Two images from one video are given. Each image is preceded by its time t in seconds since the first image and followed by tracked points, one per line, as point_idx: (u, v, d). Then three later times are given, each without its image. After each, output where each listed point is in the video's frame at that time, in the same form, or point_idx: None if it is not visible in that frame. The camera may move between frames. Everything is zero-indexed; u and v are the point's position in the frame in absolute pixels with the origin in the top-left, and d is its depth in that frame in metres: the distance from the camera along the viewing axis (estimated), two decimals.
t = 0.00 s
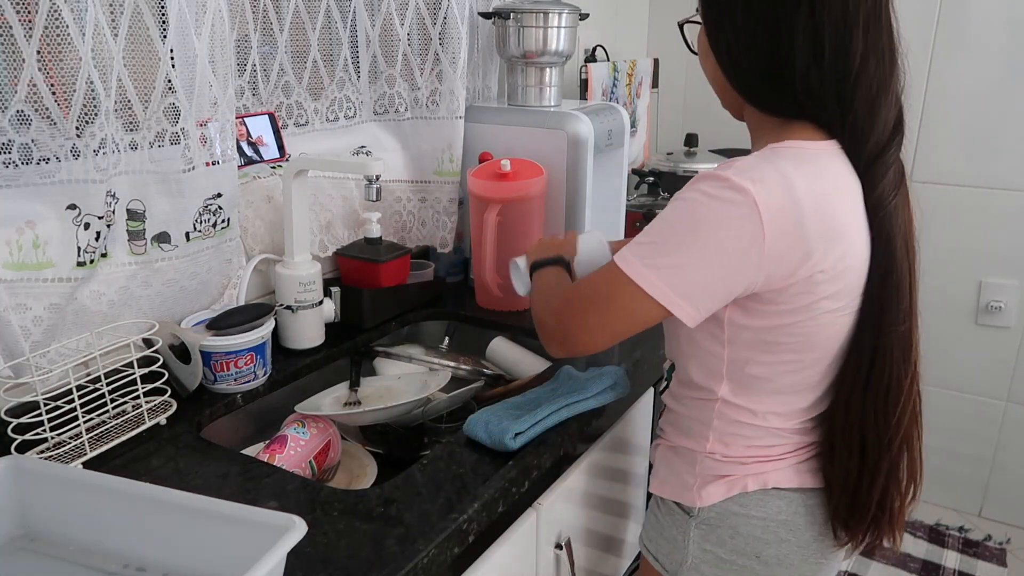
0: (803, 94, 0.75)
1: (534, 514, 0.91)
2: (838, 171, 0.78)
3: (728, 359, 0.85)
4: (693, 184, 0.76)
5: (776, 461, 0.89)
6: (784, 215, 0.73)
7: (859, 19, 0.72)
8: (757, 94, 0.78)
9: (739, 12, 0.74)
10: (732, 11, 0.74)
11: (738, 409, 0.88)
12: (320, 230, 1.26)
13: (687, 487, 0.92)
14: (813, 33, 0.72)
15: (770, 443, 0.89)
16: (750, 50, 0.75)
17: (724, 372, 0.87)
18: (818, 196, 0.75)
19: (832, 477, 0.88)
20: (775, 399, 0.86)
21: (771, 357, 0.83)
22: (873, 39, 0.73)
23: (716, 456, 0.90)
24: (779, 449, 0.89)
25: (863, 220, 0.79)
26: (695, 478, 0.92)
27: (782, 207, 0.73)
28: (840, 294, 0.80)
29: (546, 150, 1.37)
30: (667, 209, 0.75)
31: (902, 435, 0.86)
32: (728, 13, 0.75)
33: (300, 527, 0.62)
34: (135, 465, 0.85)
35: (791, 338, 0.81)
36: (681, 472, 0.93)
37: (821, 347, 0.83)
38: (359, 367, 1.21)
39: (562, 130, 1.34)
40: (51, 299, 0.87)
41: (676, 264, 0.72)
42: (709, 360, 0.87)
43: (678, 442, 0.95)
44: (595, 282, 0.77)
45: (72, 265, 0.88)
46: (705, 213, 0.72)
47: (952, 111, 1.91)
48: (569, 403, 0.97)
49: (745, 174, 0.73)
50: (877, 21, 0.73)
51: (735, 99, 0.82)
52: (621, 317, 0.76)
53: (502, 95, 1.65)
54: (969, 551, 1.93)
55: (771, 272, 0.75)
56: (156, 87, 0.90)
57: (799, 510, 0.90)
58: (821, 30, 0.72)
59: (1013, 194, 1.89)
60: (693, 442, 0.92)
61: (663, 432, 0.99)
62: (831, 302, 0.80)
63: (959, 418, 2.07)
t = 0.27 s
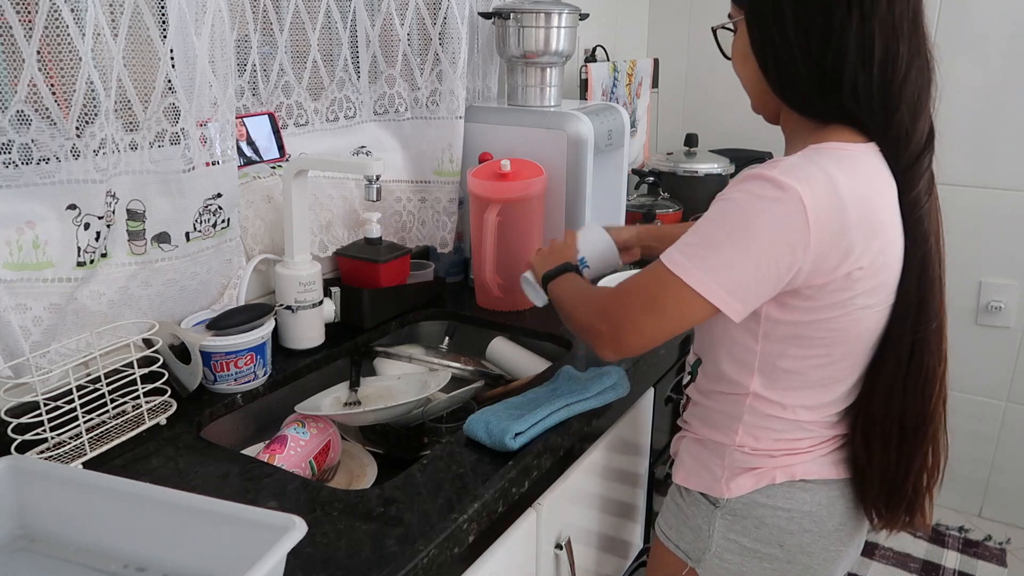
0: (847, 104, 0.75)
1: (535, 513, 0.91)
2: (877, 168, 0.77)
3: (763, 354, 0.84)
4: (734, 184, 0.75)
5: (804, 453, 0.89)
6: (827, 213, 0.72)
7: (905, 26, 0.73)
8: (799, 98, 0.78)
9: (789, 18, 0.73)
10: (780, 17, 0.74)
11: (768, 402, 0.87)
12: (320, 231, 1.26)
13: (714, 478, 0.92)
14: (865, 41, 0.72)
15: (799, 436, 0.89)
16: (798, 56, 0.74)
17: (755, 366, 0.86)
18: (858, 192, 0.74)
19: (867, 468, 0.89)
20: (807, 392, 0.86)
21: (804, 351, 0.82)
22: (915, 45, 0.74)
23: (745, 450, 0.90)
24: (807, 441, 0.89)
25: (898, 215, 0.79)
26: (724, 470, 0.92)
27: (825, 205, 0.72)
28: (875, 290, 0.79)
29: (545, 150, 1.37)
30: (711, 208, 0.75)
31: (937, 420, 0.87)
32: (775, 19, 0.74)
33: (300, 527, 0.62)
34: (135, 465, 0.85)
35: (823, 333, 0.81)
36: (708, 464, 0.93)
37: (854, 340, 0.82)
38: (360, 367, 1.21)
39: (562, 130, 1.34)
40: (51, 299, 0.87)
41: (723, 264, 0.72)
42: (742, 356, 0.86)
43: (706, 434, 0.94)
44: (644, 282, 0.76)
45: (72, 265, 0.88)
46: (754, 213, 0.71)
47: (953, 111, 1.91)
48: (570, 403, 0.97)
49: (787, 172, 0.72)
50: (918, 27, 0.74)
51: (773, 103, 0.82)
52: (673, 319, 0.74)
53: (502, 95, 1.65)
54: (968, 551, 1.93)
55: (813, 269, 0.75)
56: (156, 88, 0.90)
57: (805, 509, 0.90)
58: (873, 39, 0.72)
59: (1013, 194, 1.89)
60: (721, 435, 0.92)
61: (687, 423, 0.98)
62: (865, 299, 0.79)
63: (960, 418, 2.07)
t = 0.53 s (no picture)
0: (878, 109, 0.75)
1: (535, 513, 0.91)
2: (892, 165, 0.77)
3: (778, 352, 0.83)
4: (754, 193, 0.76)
5: (817, 453, 0.89)
6: (851, 213, 0.73)
7: (936, 32, 0.73)
8: (826, 99, 0.77)
9: (826, 17, 0.72)
10: (817, 16, 0.72)
11: (783, 402, 0.86)
12: (320, 231, 1.25)
13: (726, 479, 0.91)
14: (903, 46, 0.72)
15: (812, 436, 0.88)
16: (833, 57, 0.73)
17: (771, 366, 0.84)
18: (879, 190, 0.75)
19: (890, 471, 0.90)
20: (821, 391, 0.85)
21: (816, 347, 0.82)
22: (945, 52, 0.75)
23: (759, 451, 0.89)
24: (821, 441, 0.89)
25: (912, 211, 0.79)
26: (737, 471, 0.90)
27: (849, 205, 0.72)
28: (894, 285, 0.79)
29: (546, 150, 1.37)
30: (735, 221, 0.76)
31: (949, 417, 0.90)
32: (811, 18, 0.73)
33: (300, 527, 0.62)
34: (135, 465, 0.85)
35: (839, 331, 0.80)
36: (719, 465, 0.92)
37: (871, 338, 0.82)
38: (360, 367, 1.21)
39: (562, 130, 1.34)
40: (51, 299, 0.87)
41: (755, 276, 0.73)
42: (757, 354, 0.84)
43: (716, 436, 0.93)
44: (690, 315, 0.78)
45: (72, 265, 0.88)
46: (780, 221, 0.72)
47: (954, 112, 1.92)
48: (570, 404, 0.97)
49: (807, 176, 0.73)
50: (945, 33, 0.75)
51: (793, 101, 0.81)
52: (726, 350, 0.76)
53: (502, 95, 1.65)
54: (968, 551, 1.93)
55: (842, 267, 0.75)
56: (156, 88, 0.90)
57: (818, 511, 0.90)
58: (909, 43, 0.72)
59: (1013, 194, 1.89)
60: (734, 437, 0.90)
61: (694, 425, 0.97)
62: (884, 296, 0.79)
63: (960, 418, 2.07)
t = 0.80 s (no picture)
0: (892, 113, 0.75)
1: (535, 513, 0.91)
2: (908, 170, 0.77)
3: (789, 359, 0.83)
4: (773, 201, 0.75)
5: (824, 458, 0.89)
6: (873, 222, 0.72)
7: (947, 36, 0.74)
8: (840, 105, 0.76)
9: (843, 20, 0.71)
10: (833, 20, 0.71)
11: (791, 407, 0.86)
12: (320, 231, 1.25)
13: (732, 485, 0.91)
14: (917, 49, 0.72)
15: (820, 441, 0.88)
16: (848, 60, 0.72)
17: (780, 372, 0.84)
18: (898, 198, 0.74)
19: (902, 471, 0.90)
20: (829, 395, 0.85)
21: (831, 354, 0.81)
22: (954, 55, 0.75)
23: (767, 457, 0.89)
24: (827, 446, 0.89)
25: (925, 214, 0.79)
26: (744, 477, 0.90)
27: (871, 215, 0.72)
28: (907, 291, 0.79)
29: (545, 150, 1.37)
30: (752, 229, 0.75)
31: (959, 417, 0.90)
32: (826, 21, 0.72)
33: (300, 527, 0.62)
34: (135, 465, 0.85)
35: (853, 336, 0.80)
36: (724, 470, 0.92)
37: (883, 343, 0.82)
38: (359, 367, 1.21)
39: (562, 130, 1.34)
40: (51, 300, 0.87)
41: (774, 287, 0.72)
42: (767, 362, 0.84)
43: (721, 441, 0.92)
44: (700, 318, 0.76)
45: (72, 265, 0.88)
46: (807, 225, 0.71)
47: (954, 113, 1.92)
48: (571, 404, 0.97)
49: (827, 185, 0.72)
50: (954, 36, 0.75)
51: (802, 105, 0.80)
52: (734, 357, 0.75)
53: (502, 96, 1.66)
54: (968, 551, 1.93)
55: (863, 275, 0.75)
56: (156, 88, 0.90)
57: (826, 516, 0.90)
58: (923, 45, 0.72)
59: (1013, 195, 1.90)
60: (741, 443, 0.90)
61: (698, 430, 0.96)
62: (900, 300, 0.79)
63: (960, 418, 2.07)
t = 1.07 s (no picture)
0: (891, 114, 0.75)
1: (534, 513, 0.91)
2: (902, 173, 0.77)
3: (781, 359, 0.83)
4: (771, 187, 0.72)
5: (817, 458, 0.89)
6: (865, 224, 0.71)
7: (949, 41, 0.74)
8: (840, 105, 0.76)
9: (846, 19, 0.71)
10: (837, 18, 0.71)
11: (783, 406, 0.86)
12: (320, 231, 1.25)
13: (724, 485, 0.91)
14: (921, 51, 0.71)
15: (812, 441, 0.88)
16: (851, 59, 0.72)
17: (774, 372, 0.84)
18: (891, 201, 0.74)
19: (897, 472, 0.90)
20: (822, 395, 0.85)
21: (824, 355, 0.82)
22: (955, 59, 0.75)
23: (758, 456, 0.89)
24: (820, 446, 0.89)
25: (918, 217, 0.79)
26: (736, 476, 0.90)
27: (864, 216, 0.71)
28: (899, 292, 0.79)
29: (546, 150, 1.37)
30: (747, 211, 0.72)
31: (952, 417, 0.90)
32: (829, 19, 0.71)
33: (300, 527, 0.62)
34: (135, 465, 0.85)
35: (845, 336, 0.80)
36: (717, 469, 0.92)
37: (876, 344, 0.82)
38: (359, 367, 1.21)
39: (562, 130, 1.34)
40: (51, 300, 0.87)
41: (761, 275, 0.69)
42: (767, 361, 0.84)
43: (714, 441, 0.93)
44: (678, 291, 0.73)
45: (72, 265, 0.88)
46: (805, 215, 0.69)
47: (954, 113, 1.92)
48: (570, 404, 0.97)
49: (826, 181, 0.71)
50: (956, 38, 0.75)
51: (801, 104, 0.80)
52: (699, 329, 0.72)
53: (502, 96, 1.66)
54: (969, 551, 1.93)
55: (850, 277, 0.74)
56: (156, 88, 0.90)
57: (824, 515, 0.90)
58: (928, 48, 0.72)
59: (1013, 194, 1.90)
60: (734, 442, 0.91)
61: (693, 429, 0.97)
62: (891, 302, 0.79)
63: (960, 418, 2.07)
